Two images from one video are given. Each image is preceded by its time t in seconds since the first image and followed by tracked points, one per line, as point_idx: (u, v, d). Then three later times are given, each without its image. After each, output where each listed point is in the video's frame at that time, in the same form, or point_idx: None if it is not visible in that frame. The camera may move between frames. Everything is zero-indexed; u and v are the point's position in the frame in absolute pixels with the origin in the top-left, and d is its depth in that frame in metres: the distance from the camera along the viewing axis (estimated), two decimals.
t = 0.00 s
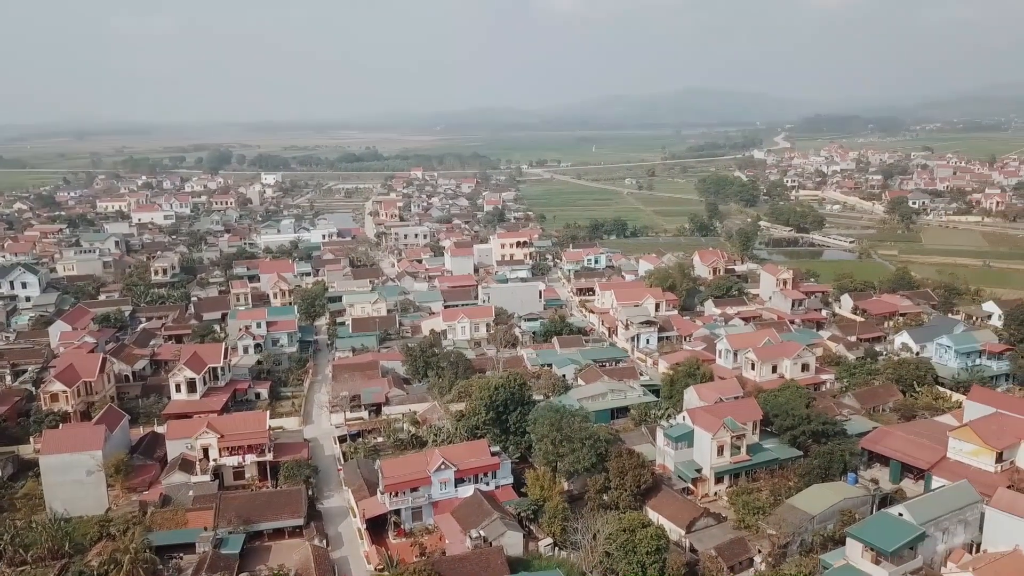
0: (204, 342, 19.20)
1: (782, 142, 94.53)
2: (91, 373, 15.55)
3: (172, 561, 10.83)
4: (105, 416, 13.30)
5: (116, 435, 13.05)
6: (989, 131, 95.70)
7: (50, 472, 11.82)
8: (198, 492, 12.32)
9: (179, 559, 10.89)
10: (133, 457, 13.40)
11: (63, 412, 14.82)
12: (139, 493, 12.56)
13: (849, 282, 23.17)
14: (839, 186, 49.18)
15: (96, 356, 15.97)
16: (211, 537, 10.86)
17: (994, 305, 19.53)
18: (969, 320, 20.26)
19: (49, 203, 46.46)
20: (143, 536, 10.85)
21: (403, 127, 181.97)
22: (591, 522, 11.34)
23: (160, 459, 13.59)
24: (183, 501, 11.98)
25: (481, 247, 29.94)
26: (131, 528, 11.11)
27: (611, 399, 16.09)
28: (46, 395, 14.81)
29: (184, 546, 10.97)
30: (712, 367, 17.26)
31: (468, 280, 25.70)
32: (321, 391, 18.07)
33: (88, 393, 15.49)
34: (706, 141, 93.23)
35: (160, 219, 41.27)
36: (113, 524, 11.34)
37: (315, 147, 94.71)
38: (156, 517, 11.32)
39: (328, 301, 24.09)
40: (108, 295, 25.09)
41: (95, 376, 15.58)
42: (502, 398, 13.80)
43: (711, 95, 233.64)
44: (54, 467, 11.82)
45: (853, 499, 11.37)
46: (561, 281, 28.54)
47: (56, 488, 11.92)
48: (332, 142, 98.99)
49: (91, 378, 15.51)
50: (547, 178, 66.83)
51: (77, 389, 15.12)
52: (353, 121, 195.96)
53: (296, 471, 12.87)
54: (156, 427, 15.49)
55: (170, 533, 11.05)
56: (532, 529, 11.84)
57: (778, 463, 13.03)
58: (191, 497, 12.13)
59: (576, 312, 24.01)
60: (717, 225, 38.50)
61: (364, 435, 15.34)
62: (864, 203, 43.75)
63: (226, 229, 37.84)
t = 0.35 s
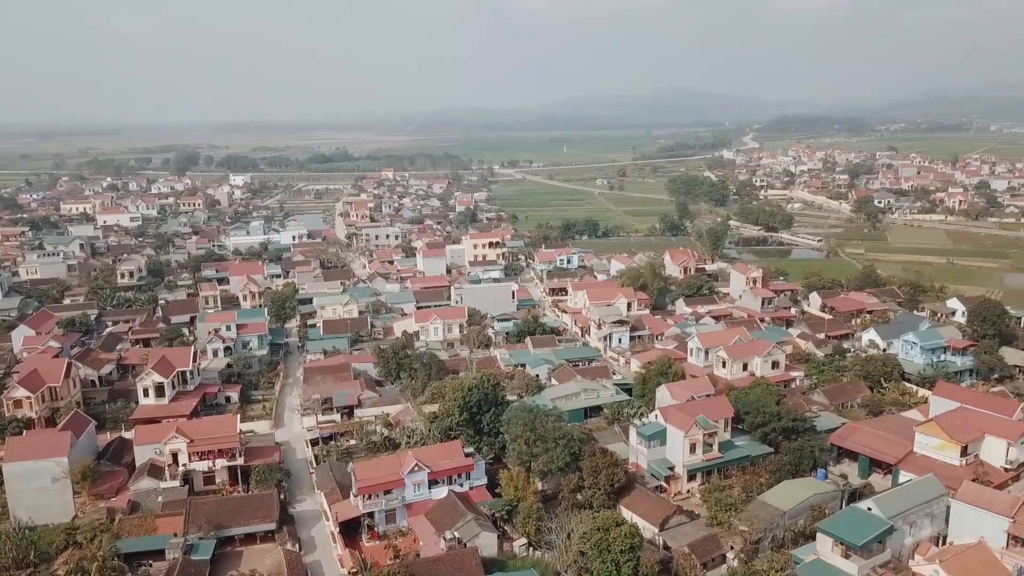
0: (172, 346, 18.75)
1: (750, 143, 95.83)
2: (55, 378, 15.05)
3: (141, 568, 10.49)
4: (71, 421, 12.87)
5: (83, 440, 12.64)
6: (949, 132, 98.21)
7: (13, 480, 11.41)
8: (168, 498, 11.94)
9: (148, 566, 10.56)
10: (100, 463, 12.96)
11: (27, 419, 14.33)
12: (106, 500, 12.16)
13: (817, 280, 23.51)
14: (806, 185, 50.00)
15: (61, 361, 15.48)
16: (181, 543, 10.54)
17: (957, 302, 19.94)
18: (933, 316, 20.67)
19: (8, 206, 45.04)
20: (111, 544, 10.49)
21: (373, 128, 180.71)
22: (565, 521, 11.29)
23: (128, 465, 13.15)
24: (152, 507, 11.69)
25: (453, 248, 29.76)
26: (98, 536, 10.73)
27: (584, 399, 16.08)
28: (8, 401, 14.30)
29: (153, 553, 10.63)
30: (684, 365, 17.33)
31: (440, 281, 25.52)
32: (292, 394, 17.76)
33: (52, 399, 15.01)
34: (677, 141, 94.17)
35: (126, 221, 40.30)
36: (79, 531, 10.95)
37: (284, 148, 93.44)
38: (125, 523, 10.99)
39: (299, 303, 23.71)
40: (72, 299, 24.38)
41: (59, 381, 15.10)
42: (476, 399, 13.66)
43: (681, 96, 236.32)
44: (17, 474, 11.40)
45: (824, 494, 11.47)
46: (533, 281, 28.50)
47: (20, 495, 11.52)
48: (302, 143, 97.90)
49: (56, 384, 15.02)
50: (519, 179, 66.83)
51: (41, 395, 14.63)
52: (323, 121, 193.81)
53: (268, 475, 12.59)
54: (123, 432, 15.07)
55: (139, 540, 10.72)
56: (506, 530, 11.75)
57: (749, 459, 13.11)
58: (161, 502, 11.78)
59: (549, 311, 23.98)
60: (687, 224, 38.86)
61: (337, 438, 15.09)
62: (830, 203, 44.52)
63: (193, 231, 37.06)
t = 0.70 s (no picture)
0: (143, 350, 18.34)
1: (723, 143, 96.90)
2: (23, 383, 14.63)
3: None
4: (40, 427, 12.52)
5: (52, 447, 12.30)
6: (915, 132, 100.24)
7: None
8: (142, 503, 11.62)
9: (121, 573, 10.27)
10: (70, 470, 12.62)
11: None
12: (76, 507, 11.89)
13: (790, 279, 23.78)
14: (778, 185, 50.67)
15: (29, 365, 15.05)
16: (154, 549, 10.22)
17: (926, 299, 20.29)
18: (903, 314, 21.01)
19: None
20: (82, 552, 10.13)
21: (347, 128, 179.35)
22: (543, 521, 11.24)
23: (99, 471, 12.83)
24: (125, 513, 11.31)
25: (428, 249, 29.58)
26: (69, 543, 10.38)
27: (561, 398, 16.05)
28: None
29: (126, 560, 10.37)
30: (660, 364, 17.39)
31: (415, 282, 25.35)
32: (266, 397, 17.47)
33: (20, 404, 14.59)
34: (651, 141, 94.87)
35: (95, 223, 39.42)
36: (49, 539, 10.60)
37: (257, 149, 92.29)
38: (96, 530, 10.63)
39: (273, 305, 23.36)
40: (39, 302, 23.75)
41: (28, 386, 14.67)
42: (452, 400, 13.54)
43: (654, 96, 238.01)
44: None
45: (798, 490, 11.56)
46: (509, 282, 28.44)
47: None
48: (275, 144, 96.69)
49: (24, 389, 14.60)
50: (494, 179, 66.79)
51: (9, 401, 14.21)
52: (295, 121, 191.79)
53: (243, 478, 12.32)
54: (93, 438, 14.69)
55: (110, 548, 10.36)
56: (484, 531, 11.66)
57: (725, 457, 13.20)
58: (133, 508, 11.48)
59: (526, 312, 23.94)
60: (662, 224, 39.14)
61: (312, 441, 14.88)
62: (801, 202, 45.16)
63: (164, 233, 36.38)
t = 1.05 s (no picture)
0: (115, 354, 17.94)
1: (697, 142, 97.82)
2: None
3: None
4: (9, 431, 12.15)
5: (21, 452, 11.98)
6: (884, 133, 102.10)
7: None
8: (115, 509, 11.42)
9: None
10: (41, 475, 12.29)
11: None
12: (47, 513, 11.52)
13: (764, 278, 24.03)
14: (752, 186, 51.24)
15: None
16: (128, 556, 10.00)
17: (897, 297, 20.60)
18: (875, 312, 21.33)
19: None
20: (52, 559, 9.87)
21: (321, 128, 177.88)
22: (521, 521, 11.17)
23: (71, 477, 12.50)
24: (97, 520, 11.10)
25: (404, 250, 29.36)
26: (40, 549, 10.10)
27: (539, 398, 16.01)
28: None
29: (97, 567, 10.07)
30: (637, 364, 17.43)
31: (392, 283, 25.16)
32: (241, 400, 17.19)
33: None
34: (626, 142, 95.39)
35: (64, 225, 38.56)
36: (19, 546, 10.11)
37: (231, 151, 91.07)
38: (67, 537, 10.38)
39: (247, 308, 23.00)
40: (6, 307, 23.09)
41: None
42: (430, 402, 13.42)
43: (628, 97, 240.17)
44: None
45: (774, 488, 11.64)
46: (486, 283, 28.36)
47: None
48: (248, 144, 95.39)
49: None
50: (470, 180, 66.65)
51: None
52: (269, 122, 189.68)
53: (218, 483, 12.06)
54: (65, 443, 14.31)
55: (82, 555, 10.12)
56: (462, 532, 11.57)
57: (701, 455, 13.25)
58: (106, 515, 11.23)
59: (503, 313, 23.86)
60: (638, 225, 39.35)
61: (288, 444, 14.65)
62: (775, 202, 45.71)
63: (136, 236, 35.68)
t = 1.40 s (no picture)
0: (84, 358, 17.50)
1: (671, 143, 98.65)
2: None
3: None
4: None
5: None
6: (854, 134, 103.93)
7: None
8: (85, 516, 11.10)
9: None
10: (9, 483, 11.97)
11: None
12: (15, 521, 11.22)
13: (738, 277, 24.28)
14: (726, 186, 51.77)
15: None
16: (99, 563, 9.74)
17: (868, 296, 20.94)
18: (847, 310, 21.62)
19: None
20: (21, 568, 9.56)
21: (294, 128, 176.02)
22: (499, 522, 11.11)
23: (40, 484, 12.20)
24: (68, 527, 10.81)
25: (379, 251, 29.11)
26: (7, 559, 9.82)
27: (516, 399, 15.96)
28: None
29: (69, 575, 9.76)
30: (613, 363, 17.47)
31: (367, 285, 24.94)
32: (215, 404, 16.87)
33: None
34: (601, 143, 95.84)
35: (30, 228, 37.57)
36: None
37: (202, 151, 89.66)
38: (36, 545, 10.07)
39: (221, 310, 22.60)
40: None
41: None
42: (406, 403, 13.28)
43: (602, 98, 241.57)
44: None
45: (749, 485, 11.71)
46: (463, 284, 28.26)
47: None
48: (220, 144, 93.99)
49: None
50: (446, 181, 66.39)
51: None
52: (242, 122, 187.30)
53: (192, 487, 11.80)
54: (32, 450, 13.90)
55: (52, 562, 9.81)
56: (440, 533, 11.48)
57: (678, 453, 13.30)
58: (76, 521, 10.94)
59: (480, 314, 23.75)
60: (613, 225, 39.53)
61: (263, 448, 14.41)
62: (747, 202, 46.24)
63: (106, 238, 34.90)
